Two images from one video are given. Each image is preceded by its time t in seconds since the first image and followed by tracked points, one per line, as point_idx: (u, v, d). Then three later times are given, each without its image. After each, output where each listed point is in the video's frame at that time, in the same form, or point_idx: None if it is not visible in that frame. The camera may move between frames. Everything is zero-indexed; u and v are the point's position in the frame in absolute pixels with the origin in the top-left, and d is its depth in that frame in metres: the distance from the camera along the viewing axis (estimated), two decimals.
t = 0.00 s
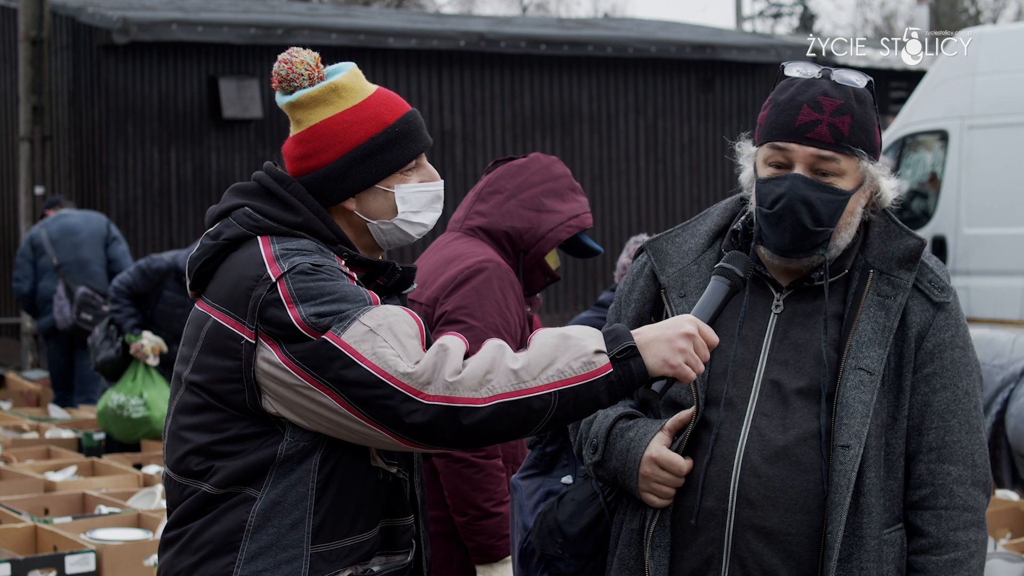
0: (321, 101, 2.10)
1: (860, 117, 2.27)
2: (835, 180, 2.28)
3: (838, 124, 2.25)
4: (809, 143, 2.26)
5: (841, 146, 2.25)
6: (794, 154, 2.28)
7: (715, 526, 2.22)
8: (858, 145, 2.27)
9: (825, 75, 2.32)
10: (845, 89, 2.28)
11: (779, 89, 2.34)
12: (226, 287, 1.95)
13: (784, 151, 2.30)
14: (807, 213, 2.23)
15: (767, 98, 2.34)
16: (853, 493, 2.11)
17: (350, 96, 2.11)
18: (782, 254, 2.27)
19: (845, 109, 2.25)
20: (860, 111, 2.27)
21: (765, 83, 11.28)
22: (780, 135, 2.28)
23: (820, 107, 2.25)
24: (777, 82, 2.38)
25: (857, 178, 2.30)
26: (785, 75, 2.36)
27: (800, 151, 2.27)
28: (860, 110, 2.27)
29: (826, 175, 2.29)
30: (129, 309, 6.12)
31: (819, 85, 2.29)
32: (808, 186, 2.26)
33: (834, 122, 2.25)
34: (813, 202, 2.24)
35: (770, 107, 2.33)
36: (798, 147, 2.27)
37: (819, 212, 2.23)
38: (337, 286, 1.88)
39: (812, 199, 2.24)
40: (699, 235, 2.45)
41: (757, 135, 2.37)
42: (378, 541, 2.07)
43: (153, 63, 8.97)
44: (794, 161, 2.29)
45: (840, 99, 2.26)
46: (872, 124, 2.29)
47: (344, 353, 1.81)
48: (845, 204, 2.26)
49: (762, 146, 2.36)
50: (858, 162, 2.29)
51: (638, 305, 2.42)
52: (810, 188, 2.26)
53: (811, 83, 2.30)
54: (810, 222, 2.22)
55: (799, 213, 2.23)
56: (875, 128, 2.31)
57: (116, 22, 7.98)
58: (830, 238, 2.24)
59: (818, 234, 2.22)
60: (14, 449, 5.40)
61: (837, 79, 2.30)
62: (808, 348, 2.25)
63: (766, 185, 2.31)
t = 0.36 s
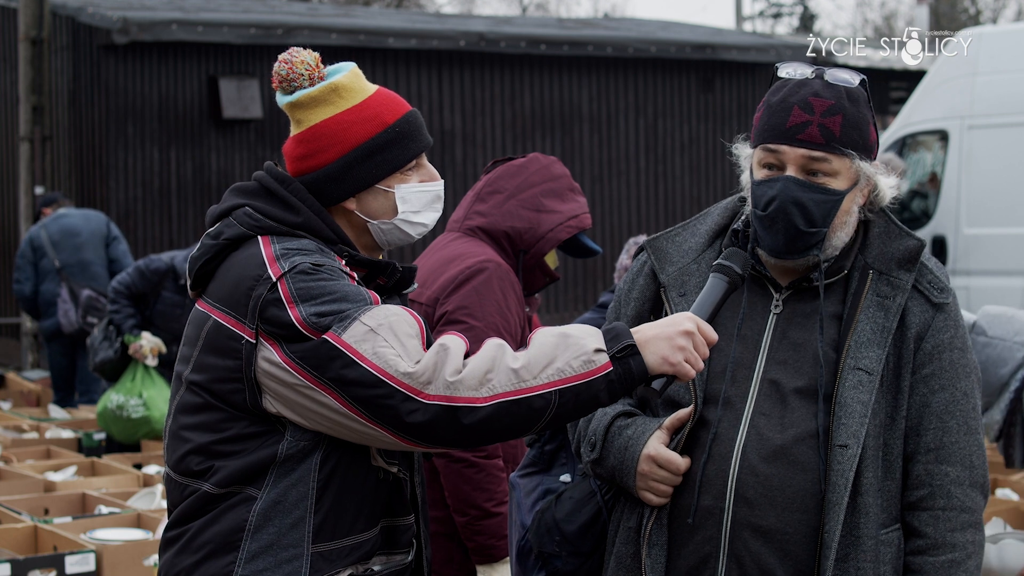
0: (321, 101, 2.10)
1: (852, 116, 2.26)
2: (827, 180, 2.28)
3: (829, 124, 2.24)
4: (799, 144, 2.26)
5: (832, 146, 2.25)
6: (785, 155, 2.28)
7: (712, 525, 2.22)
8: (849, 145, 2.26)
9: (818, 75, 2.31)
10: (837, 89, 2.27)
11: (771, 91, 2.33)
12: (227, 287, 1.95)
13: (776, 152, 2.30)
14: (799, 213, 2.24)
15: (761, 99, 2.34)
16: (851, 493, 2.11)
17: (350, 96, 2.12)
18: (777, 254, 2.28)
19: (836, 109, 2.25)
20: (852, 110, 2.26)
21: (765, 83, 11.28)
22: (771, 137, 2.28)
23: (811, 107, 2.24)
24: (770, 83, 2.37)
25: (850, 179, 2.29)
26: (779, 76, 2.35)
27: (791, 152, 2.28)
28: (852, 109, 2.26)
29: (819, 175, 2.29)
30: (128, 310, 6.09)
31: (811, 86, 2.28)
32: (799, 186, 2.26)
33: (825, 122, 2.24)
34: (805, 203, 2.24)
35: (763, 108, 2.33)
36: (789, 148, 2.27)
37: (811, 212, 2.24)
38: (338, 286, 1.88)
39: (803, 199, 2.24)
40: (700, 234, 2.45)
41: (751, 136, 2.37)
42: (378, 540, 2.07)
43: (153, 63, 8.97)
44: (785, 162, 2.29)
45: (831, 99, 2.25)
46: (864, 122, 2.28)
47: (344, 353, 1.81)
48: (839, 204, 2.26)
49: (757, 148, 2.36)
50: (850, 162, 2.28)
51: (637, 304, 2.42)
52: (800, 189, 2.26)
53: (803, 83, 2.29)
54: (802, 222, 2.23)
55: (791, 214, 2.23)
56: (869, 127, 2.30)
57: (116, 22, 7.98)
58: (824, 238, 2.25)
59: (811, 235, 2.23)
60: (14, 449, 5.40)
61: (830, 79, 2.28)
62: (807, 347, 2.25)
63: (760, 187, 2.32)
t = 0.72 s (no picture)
0: (320, 101, 2.10)
1: (851, 112, 2.26)
2: (826, 175, 2.28)
3: (828, 119, 2.24)
4: (798, 139, 2.26)
5: (831, 141, 2.25)
6: (784, 149, 2.28)
7: (712, 522, 2.22)
8: (848, 140, 2.26)
9: (818, 73, 2.31)
10: (837, 85, 2.27)
11: (772, 88, 2.33)
12: (226, 286, 1.95)
13: (775, 147, 2.30)
14: (796, 206, 2.23)
15: (760, 97, 2.34)
16: (853, 488, 2.11)
17: (349, 96, 2.12)
18: (774, 249, 2.27)
19: (835, 104, 2.25)
20: (851, 107, 2.26)
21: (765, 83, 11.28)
22: (772, 132, 2.29)
23: (810, 103, 2.25)
24: (770, 81, 2.37)
25: (850, 175, 2.29)
26: (780, 73, 2.35)
27: (789, 147, 2.28)
28: (852, 106, 2.26)
29: (818, 170, 2.28)
30: (130, 310, 6.09)
31: (811, 82, 2.28)
32: (797, 180, 2.26)
33: (824, 117, 2.24)
34: (803, 197, 2.24)
35: (763, 105, 2.33)
36: (788, 143, 2.27)
37: (809, 206, 2.24)
38: (336, 285, 1.88)
39: (801, 192, 2.24)
40: (700, 232, 2.45)
41: (751, 134, 2.37)
42: (377, 539, 2.07)
43: (153, 63, 8.97)
44: (784, 157, 2.29)
45: (831, 95, 2.25)
46: (864, 119, 2.28)
47: (342, 352, 1.81)
48: (836, 199, 2.26)
49: (756, 144, 2.36)
50: (848, 157, 2.28)
51: (637, 302, 2.42)
52: (798, 182, 2.26)
53: (803, 80, 2.29)
54: (800, 216, 2.23)
55: (789, 207, 2.23)
56: (869, 124, 2.30)
57: (116, 22, 7.99)
58: (821, 233, 2.25)
59: (809, 229, 2.22)
60: (14, 449, 5.40)
61: (830, 76, 2.29)
62: (806, 344, 2.25)
63: (759, 182, 2.31)
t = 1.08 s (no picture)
0: (317, 101, 2.10)
1: (853, 115, 2.25)
2: (827, 178, 2.28)
3: (829, 122, 2.24)
4: (800, 142, 2.26)
5: (833, 145, 2.25)
6: (786, 153, 2.28)
7: (711, 523, 2.22)
8: (850, 143, 2.26)
9: (820, 74, 2.31)
10: (838, 87, 2.27)
11: (773, 89, 2.33)
12: (224, 286, 1.95)
13: (776, 150, 2.30)
14: (798, 210, 2.23)
15: (761, 98, 2.34)
16: (852, 490, 2.11)
17: (346, 97, 2.12)
18: (775, 253, 2.27)
19: (837, 108, 2.24)
20: (853, 109, 2.26)
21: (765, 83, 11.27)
22: (773, 135, 2.28)
23: (812, 105, 2.24)
24: (772, 82, 2.37)
25: (851, 177, 2.29)
26: (781, 75, 2.35)
27: (791, 150, 2.27)
28: (853, 108, 2.26)
29: (819, 173, 2.28)
30: (132, 310, 6.11)
31: (813, 84, 2.27)
32: (798, 184, 2.26)
33: (826, 120, 2.24)
34: (805, 201, 2.24)
35: (764, 107, 2.32)
36: (790, 146, 2.27)
37: (810, 209, 2.23)
38: (334, 285, 1.88)
39: (803, 196, 2.24)
40: (699, 232, 2.45)
41: (752, 135, 2.37)
42: (375, 539, 2.07)
43: (153, 63, 8.98)
44: (785, 160, 2.29)
45: (833, 97, 2.25)
46: (865, 122, 2.28)
47: (339, 352, 1.81)
48: (838, 203, 2.25)
49: (757, 146, 2.36)
50: (850, 161, 2.28)
51: (636, 302, 2.42)
52: (800, 187, 2.26)
53: (805, 82, 2.29)
54: (802, 220, 2.23)
55: (791, 211, 2.23)
56: (870, 127, 2.30)
57: (116, 22, 7.99)
58: (822, 236, 2.25)
59: (811, 233, 2.23)
60: (14, 449, 5.40)
61: (831, 77, 2.28)
62: (806, 345, 2.25)
63: (760, 185, 2.31)
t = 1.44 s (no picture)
0: (315, 100, 2.10)
1: (856, 117, 2.25)
2: (832, 181, 2.28)
3: (833, 125, 2.23)
4: (804, 145, 2.25)
5: (836, 147, 2.25)
6: (790, 156, 2.28)
7: (711, 526, 2.22)
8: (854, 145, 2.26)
9: (824, 75, 2.30)
10: (842, 89, 2.27)
11: (777, 91, 2.33)
12: (222, 286, 1.95)
13: (780, 153, 2.30)
14: (802, 214, 2.23)
15: (765, 100, 2.34)
16: (854, 494, 2.11)
17: (343, 96, 2.12)
18: (779, 256, 2.27)
19: (841, 110, 2.24)
20: (856, 111, 2.26)
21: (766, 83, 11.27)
22: (775, 138, 2.28)
23: (815, 108, 2.24)
24: (776, 82, 2.37)
25: (853, 179, 2.29)
26: (785, 76, 2.35)
27: (795, 153, 2.27)
28: (857, 110, 2.26)
29: (824, 176, 2.28)
30: (135, 311, 6.12)
31: (817, 86, 2.27)
32: (802, 187, 2.26)
33: (830, 123, 2.23)
34: (808, 205, 2.24)
35: (767, 109, 2.32)
36: (794, 150, 2.27)
37: (814, 213, 2.23)
38: (331, 285, 1.88)
39: (807, 200, 2.24)
40: (702, 231, 2.45)
41: (755, 138, 2.37)
42: (374, 539, 2.07)
43: (153, 63, 8.98)
44: (789, 163, 2.29)
45: (837, 100, 2.25)
46: (869, 123, 2.28)
47: (337, 352, 1.81)
48: (842, 206, 2.25)
49: (761, 148, 2.36)
50: (854, 163, 2.28)
51: (638, 300, 2.42)
52: (803, 190, 2.26)
53: (809, 83, 2.29)
54: (806, 224, 2.22)
55: (795, 215, 2.23)
56: (874, 128, 2.29)
57: (116, 22, 8.00)
58: (826, 239, 2.25)
59: (815, 236, 2.22)
60: (14, 449, 5.40)
61: (835, 78, 2.28)
62: (808, 347, 2.25)
63: (763, 188, 2.31)
